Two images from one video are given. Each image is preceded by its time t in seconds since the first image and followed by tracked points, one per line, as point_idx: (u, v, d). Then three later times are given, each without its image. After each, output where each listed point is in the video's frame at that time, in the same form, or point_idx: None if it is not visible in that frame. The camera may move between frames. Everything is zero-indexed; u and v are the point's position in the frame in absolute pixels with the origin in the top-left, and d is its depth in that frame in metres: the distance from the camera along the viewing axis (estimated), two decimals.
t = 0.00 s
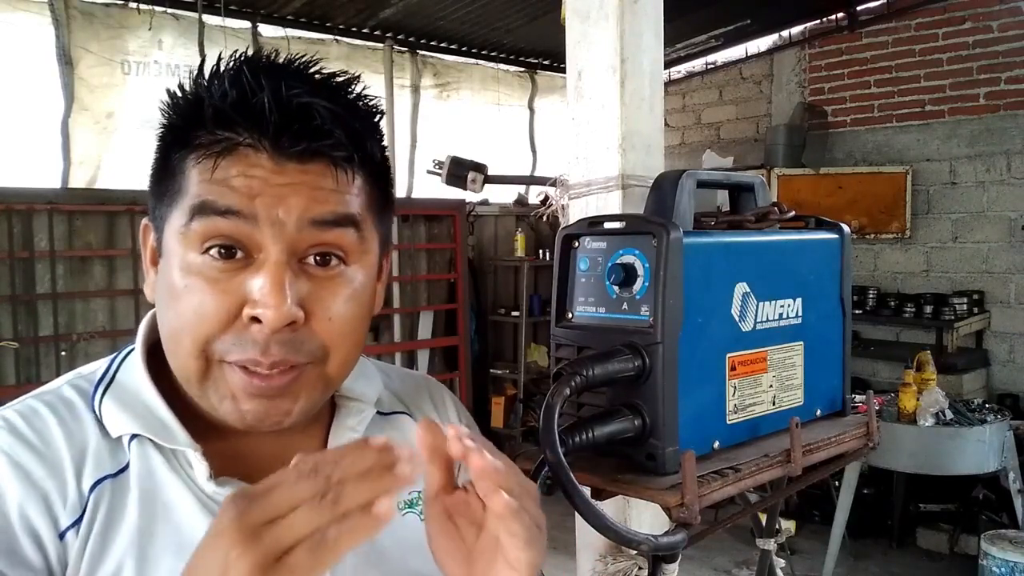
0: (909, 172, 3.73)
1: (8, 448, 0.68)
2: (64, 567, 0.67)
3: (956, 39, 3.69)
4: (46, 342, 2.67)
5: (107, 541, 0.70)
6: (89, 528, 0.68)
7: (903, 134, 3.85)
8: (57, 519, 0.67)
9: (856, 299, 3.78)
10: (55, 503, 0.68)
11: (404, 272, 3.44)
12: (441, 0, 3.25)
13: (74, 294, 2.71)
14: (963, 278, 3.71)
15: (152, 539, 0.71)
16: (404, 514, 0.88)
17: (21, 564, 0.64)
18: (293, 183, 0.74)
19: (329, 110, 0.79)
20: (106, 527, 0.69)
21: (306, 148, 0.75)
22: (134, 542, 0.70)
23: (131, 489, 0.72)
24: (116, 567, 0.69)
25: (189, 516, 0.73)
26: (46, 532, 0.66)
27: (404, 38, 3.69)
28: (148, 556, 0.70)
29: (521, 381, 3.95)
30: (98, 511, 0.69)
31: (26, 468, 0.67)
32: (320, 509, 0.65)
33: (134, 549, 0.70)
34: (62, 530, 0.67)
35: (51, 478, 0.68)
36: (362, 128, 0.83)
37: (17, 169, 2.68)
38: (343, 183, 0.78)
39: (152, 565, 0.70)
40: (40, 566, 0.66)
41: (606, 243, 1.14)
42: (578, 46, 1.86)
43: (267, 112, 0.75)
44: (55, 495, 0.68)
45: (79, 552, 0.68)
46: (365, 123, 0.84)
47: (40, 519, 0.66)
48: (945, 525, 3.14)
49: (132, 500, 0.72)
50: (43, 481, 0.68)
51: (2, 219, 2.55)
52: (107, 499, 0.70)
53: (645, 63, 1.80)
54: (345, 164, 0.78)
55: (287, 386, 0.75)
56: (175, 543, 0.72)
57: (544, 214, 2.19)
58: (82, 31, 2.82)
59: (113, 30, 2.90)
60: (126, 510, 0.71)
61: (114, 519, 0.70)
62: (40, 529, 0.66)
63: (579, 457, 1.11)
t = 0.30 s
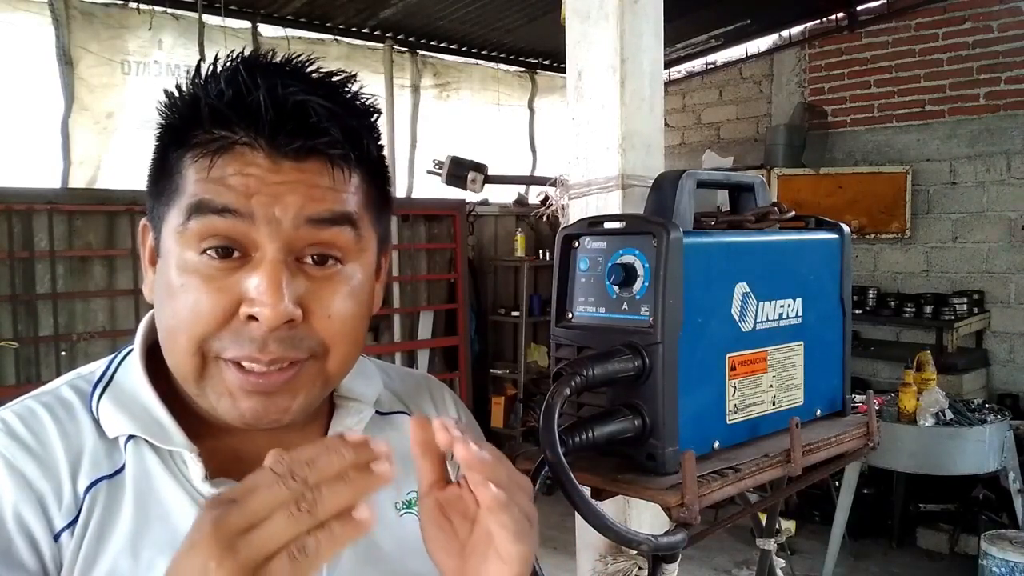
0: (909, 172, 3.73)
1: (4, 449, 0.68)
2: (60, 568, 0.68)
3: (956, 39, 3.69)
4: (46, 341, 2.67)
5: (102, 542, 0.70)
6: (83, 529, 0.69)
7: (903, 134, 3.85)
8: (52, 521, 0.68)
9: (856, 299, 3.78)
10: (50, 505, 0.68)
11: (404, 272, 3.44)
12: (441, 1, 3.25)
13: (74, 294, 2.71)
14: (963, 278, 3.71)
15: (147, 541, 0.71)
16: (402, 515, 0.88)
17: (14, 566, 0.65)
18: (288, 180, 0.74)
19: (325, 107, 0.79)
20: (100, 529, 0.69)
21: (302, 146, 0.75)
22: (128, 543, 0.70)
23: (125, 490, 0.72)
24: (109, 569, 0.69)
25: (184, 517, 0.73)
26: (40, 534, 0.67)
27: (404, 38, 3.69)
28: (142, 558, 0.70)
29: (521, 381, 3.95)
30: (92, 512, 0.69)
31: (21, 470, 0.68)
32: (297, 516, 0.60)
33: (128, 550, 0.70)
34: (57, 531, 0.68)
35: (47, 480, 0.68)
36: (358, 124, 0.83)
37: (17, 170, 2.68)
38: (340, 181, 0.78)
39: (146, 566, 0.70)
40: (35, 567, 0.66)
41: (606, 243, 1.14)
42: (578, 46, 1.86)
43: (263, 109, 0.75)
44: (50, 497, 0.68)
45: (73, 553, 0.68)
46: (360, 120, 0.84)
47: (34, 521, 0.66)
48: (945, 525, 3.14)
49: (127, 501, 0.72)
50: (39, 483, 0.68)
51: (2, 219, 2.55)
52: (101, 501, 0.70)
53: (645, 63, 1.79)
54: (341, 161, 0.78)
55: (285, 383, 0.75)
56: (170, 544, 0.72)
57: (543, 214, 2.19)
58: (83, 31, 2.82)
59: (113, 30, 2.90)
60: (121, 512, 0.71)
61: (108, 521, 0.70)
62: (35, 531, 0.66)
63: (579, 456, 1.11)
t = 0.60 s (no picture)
0: (909, 172, 3.73)
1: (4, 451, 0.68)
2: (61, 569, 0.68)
3: (956, 39, 3.69)
4: (46, 341, 2.67)
5: (103, 543, 0.70)
6: (84, 531, 0.69)
7: (903, 134, 3.85)
8: (53, 523, 0.68)
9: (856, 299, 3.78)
10: (51, 506, 0.68)
11: (404, 272, 3.44)
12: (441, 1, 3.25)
13: (74, 294, 2.71)
14: (963, 278, 3.71)
15: (149, 542, 0.71)
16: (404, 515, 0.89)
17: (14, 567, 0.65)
18: (287, 173, 0.74)
19: (323, 101, 0.79)
20: (101, 530, 0.69)
21: (300, 141, 0.75)
22: (129, 544, 0.70)
23: (126, 490, 0.72)
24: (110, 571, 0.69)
25: (186, 517, 0.73)
26: (41, 535, 0.67)
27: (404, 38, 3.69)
28: (144, 558, 0.70)
29: (521, 381, 3.95)
30: (93, 514, 0.69)
31: (23, 472, 0.68)
32: (307, 546, 0.63)
33: (130, 551, 0.70)
34: (58, 533, 0.68)
35: (47, 482, 0.68)
36: (356, 118, 0.83)
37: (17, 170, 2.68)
38: (340, 176, 0.78)
39: (149, 566, 0.70)
40: (37, 569, 0.66)
41: (606, 243, 1.14)
42: (578, 46, 1.86)
43: (262, 104, 0.75)
44: (51, 499, 0.68)
45: (75, 554, 0.68)
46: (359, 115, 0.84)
47: (36, 523, 0.66)
48: (945, 525, 3.14)
49: (128, 502, 0.71)
50: (39, 485, 0.68)
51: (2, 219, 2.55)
52: (102, 502, 0.70)
53: (645, 63, 1.79)
54: (341, 156, 0.78)
55: (285, 378, 0.74)
56: (173, 545, 0.72)
57: (543, 214, 2.18)
58: (83, 31, 2.82)
59: (114, 30, 2.90)
60: (121, 513, 0.71)
61: (109, 522, 0.70)
62: (36, 533, 0.66)
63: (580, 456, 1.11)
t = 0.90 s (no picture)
0: (909, 172, 3.73)
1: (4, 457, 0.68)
2: None
3: (956, 39, 3.69)
4: (46, 341, 2.67)
5: (105, 547, 0.69)
6: (86, 537, 0.68)
7: (903, 134, 3.85)
8: (53, 529, 0.67)
9: (856, 299, 3.78)
10: (51, 512, 0.68)
11: (404, 272, 3.44)
12: (441, 1, 3.25)
13: (74, 294, 2.71)
14: (963, 278, 3.71)
15: (154, 546, 0.71)
16: (410, 514, 0.88)
17: None
18: (287, 162, 0.74)
19: (323, 91, 0.80)
20: (103, 535, 0.69)
21: (302, 130, 0.76)
22: (131, 548, 0.70)
23: (129, 494, 0.72)
24: None
25: (190, 520, 0.73)
26: (42, 543, 0.66)
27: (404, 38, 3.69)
28: (149, 563, 0.70)
29: (521, 381, 3.95)
30: (93, 520, 0.69)
31: (22, 479, 0.67)
32: None
33: (134, 555, 0.70)
34: (58, 541, 0.67)
35: (48, 488, 0.68)
36: (356, 110, 0.83)
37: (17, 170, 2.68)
38: (341, 166, 0.78)
39: (154, 570, 0.70)
40: None
41: (606, 243, 1.14)
42: (578, 46, 1.86)
43: (264, 95, 0.76)
44: (50, 506, 0.68)
45: (75, 562, 0.68)
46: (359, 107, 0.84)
47: (36, 530, 0.66)
48: (945, 525, 3.14)
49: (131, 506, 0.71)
50: (39, 492, 0.67)
51: (2, 219, 2.54)
52: (103, 508, 0.70)
53: (645, 63, 1.79)
54: (342, 145, 0.79)
55: (289, 369, 0.74)
56: (180, 547, 0.72)
57: (544, 214, 2.18)
58: (82, 31, 2.83)
59: (114, 30, 2.90)
60: (124, 517, 0.71)
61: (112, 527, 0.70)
62: (37, 541, 0.66)
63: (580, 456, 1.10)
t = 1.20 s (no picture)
0: (909, 172, 3.73)
1: (15, 447, 0.67)
2: (74, 567, 0.67)
3: (956, 38, 3.69)
4: (46, 341, 2.67)
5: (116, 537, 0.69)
6: (97, 528, 0.68)
7: (903, 134, 3.85)
8: (66, 518, 0.67)
9: (856, 299, 3.78)
10: (64, 502, 0.68)
11: (405, 272, 3.44)
12: (441, 1, 3.25)
13: (74, 294, 2.71)
14: (963, 278, 3.71)
15: (162, 538, 0.71)
16: (410, 514, 0.88)
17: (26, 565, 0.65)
18: (282, 151, 0.74)
19: (316, 83, 0.80)
20: (115, 524, 0.69)
21: (294, 119, 0.76)
22: (141, 541, 0.69)
23: (138, 486, 0.72)
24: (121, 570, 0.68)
25: (196, 514, 0.73)
26: (56, 530, 0.66)
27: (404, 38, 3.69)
28: (158, 556, 0.70)
29: (521, 381, 3.95)
30: (105, 510, 0.69)
31: (34, 468, 0.67)
32: None
33: (145, 545, 0.69)
34: (71, 529, 0.67)
35: (58, 479, 0.68)
36: (350, 103, 0.83)
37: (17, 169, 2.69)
38: (335, 156, 0.78)
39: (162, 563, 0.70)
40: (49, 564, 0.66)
41: (606, 243, 1.14)
42: (578, 47, 1.86)
43: (258, 86, 0.76)
44: (63, 496, 0.68)
45: (88, 550, 0.68)
46: (353, 101, 0.84)
47: (49, 519, 0.66)
48: (945, 525, 3.14)
49: (139, 499, 0.71)
50: (51, 482, 0.67)
51: (2, 219, 2.54)
52: (114, 498, 0.70)
53: (645, 63, 1.79)
54: (335, 136, 0.79)
55: (286, 356, 0.74)
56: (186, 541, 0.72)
57: (544, 214, 2.18)
58: (82, 31, 2.82)
59: (114, 30, 2.90)
60: (133, 510, 0.71)
61: (122, 516, 0.70)
62: (52, 528, 0.66)
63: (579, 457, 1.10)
